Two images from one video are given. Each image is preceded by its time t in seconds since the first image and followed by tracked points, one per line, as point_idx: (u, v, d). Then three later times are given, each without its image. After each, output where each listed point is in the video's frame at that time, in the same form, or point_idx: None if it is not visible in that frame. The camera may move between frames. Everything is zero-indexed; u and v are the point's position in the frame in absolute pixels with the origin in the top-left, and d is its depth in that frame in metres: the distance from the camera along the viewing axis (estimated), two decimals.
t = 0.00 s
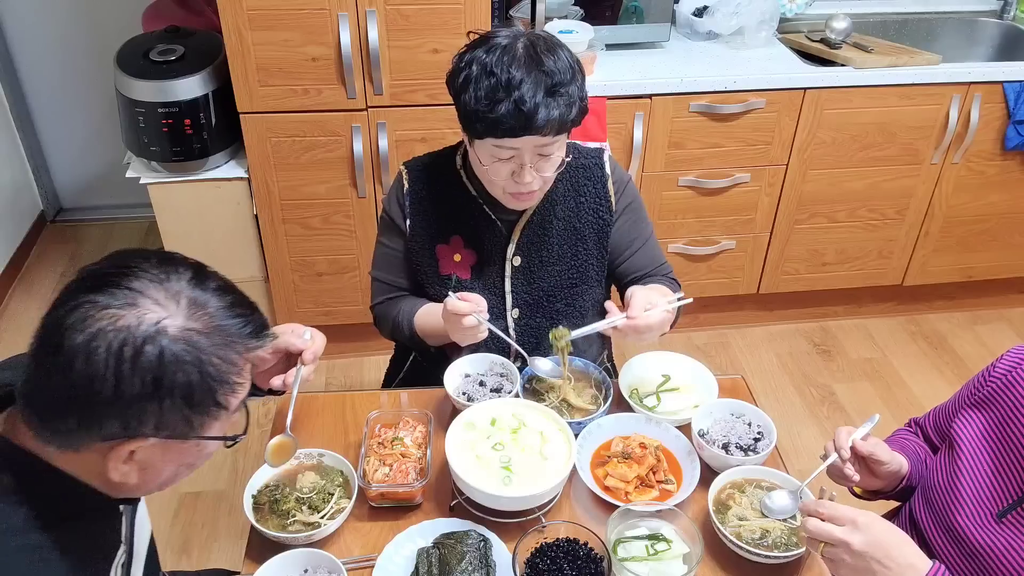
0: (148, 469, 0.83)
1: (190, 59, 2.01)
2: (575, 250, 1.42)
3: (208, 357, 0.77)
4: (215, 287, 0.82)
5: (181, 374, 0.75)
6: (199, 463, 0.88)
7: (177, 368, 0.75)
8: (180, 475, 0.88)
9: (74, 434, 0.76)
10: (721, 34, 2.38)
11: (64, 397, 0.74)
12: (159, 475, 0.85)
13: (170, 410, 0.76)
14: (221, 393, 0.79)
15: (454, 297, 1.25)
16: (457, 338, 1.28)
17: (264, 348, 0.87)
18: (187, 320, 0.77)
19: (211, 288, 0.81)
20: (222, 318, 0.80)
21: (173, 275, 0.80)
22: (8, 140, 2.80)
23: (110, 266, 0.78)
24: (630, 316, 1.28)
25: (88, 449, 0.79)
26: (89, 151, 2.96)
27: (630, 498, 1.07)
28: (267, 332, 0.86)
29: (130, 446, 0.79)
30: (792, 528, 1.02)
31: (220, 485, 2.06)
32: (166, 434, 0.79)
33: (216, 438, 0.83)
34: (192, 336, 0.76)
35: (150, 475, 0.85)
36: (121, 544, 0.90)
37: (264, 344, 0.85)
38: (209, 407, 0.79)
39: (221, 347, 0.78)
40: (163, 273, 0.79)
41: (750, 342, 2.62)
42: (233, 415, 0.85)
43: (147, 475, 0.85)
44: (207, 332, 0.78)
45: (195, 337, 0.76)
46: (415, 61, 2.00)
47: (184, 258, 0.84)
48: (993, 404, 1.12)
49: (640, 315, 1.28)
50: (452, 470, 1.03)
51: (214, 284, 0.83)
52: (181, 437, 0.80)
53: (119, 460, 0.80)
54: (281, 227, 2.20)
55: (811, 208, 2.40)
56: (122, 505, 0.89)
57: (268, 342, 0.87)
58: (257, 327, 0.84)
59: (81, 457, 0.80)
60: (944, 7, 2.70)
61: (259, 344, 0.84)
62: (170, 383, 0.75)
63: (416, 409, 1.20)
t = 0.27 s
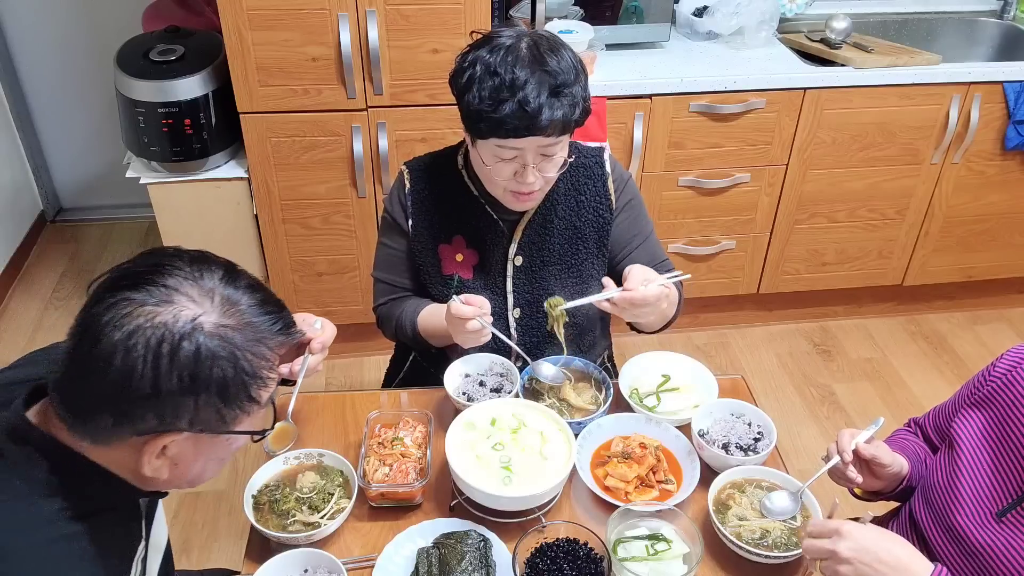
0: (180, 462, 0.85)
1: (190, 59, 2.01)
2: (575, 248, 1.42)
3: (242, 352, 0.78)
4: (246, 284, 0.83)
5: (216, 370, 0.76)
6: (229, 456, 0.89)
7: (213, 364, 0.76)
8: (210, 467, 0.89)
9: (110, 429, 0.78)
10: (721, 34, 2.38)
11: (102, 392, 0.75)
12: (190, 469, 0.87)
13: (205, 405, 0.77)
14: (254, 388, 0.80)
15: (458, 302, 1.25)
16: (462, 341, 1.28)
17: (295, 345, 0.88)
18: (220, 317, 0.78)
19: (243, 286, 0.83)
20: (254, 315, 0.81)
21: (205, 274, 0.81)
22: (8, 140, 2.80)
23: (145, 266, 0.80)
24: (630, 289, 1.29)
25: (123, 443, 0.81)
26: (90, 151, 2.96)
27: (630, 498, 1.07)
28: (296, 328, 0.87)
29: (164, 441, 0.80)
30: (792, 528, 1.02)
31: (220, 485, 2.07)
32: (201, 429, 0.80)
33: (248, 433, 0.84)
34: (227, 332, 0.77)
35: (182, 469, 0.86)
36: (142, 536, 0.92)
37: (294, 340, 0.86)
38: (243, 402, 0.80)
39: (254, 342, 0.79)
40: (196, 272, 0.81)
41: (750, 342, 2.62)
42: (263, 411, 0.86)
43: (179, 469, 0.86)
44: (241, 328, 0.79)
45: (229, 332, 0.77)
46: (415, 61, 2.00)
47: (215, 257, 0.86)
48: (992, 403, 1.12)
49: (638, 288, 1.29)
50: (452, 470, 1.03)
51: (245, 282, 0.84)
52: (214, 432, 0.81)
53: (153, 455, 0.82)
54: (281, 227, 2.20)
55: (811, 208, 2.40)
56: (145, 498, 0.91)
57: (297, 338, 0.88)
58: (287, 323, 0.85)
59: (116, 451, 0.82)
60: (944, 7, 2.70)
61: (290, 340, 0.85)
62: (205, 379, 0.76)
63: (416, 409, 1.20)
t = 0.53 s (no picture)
0: (205, 459, 0.85)
1: (190, 59, 2.01)
2: (576, 249, 1.42)
3: (262, 348, 0.79)
4: (261, 280, 0.84)
5: (237, 365, 0.77)
6: (250, 451, 0.89)
7: (234, 360, 0.77)
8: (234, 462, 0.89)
9: (133, 426, 0.79)
10: (721, 34, 2.38)
11: (125, 390, 0.76)
12: (215, 465, 0.87)
13: (227, 400, 0.78)
14: (274, 382, 0.81)
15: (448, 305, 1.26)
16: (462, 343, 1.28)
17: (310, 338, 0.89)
18: (239, 314, 0.79)
19: (258, 282, 0.83)
20: (271, 310, 0.82)
21: (221, 271, 0.81)
22: (8, 140, 2.80)
23: (162, 264, 0.80)
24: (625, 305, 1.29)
25: (146, 440, 0.81)
26: (90, 151, 2.96)
27: (630, 498, 1.07)
28: (311, 322, 0.88)
29: (187, 437, 0.81)
30: (791, 528, 1.02)
31: (220, 485, 2.06)
32: (222, 424, 0.81)
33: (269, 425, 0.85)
34: (246, 328, 0.78)
35: (206, 464, 0.87)
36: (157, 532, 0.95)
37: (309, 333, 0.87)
38: (263, 396, 0.81)
39: (273, 337, 0.80)
40: (212, 268, 0.81)
41: (750, 342, 2.62)
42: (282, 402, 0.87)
43: (203, 465, 0.87)
44: (259, 324, 0.80)
45: (249, 328, 0.78)
46: (415, 61, 2.00)
47: (228, 254, 0.86)
48: (992, 402, 1.12)
49: (634, 305, 1.29)
50: (453, 470, 1.03)
51: (260, 278, 0.84)
52: (235, 427, 0.82)
53: (177, 451, 0.82)
54: (281, 227, 2.20)
55: (811, 208, 2.40)
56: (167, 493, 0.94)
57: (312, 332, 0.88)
58: (303, 318, 0.85)
59: (139, 448, 0.83)
60: (944, 7, 2.70)
61: (306, 333, 0.86)
62: (227, 375, 0.77)
63: (416, 409, 1.20)
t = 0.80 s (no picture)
0: (222, 454, 0.86)
1: (190, 59, 2.01)
2: (576, 250, 1.42)
3: (274, 342, 0.79)
4: (270, 276, 0.84)
5: (251, 361, 0.77)
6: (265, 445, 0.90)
7: (247, 356, 0.77)
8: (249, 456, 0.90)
9: (150, 425, 0.79)
10: (721, 34, 2.38)
11: (142, 391, 0.76)
12: (230, 461, 0.88)
13: (243, 396, 0.79)
14: (287, 376, 0.81)
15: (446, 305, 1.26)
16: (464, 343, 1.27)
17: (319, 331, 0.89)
18: (250, 310, 0.79)
19: (266, 278, 0.83)
20: (281, 306, 0.82)
21: (230, 269, 0.81)
22: (8, 140, 2.80)
23: (170, 264, 0.80)
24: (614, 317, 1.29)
25: (163, 438, 0.82)
26: (90, 151, 2.95)
27: (630, 498, 1.07)
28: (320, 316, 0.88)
29: (204, 434, 0.81)
30: (791, 528, 1.02)
31: (219, 485, 2.06)
32: (238, 421, 0.81)
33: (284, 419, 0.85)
34: (258, 323, 0.78)
35: (222, 460, 0.87)
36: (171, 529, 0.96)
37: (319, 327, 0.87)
38: (278, 392, 0.81)
39: (284, 332, 0.80)
40: (220, 266, 0.81)
41: (750, 342, 2.62)
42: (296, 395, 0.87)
43: (220, 461, 0.87)
44: (271, 319, 0.80)
45: (260, 324, 0.78)
46: (415, 61, 2.00)
47: (235, 251, 0.86)
48: (992, 403, 1.12)
49: (624, 315, 1.29)
50: (453, 470, 1.03)
51: (268, 274, 0.84)
52: (251, 423, 0.82)
53: (194, 449, 0.83)
54: (281, 227, 2.20)
55: (811, 208, 2.40)
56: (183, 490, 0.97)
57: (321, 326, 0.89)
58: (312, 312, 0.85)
59: (156, 446, 0.83)
60: (944, 7, 2.70)
61: (317, 327, 0.86)
62: (241, 371, 0.77)
63: (416, 409, 1.20)
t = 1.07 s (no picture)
0: (223, 452, 0.86)
1: (190, 59, 2.01)
2: (577, 250, 1.42)
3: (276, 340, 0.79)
4: (269, 274, 0.84)
5: (253, 359, 0.77)
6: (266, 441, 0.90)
7: (249, 354, 0.77)
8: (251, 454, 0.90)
9: (152, 424, 0.79)
10: (721, 34, 2.38)
11: (144, 390, 0.76)
12: (231, 458, 0.88)
13: (246, 394, 0.79)
14: (289, 374, 0.81)
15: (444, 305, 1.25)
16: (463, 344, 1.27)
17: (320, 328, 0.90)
18: (251, 308, 0.79)
19: (266, 276, 0.83)
20: (281, 303, 0.82)
21: (229, 267, 0.81)
22: (8, 140, 2.80)
23: (170, 263, 0.80)
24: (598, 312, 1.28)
25: (165, 436, 0.82)
26: (90, 151, 2.95)
27: (629, 498, 1.07)
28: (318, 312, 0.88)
29: (206, 432, 0.81)
30: (791, 528, 1.02)
31: (220, 484, 2.06)
32: (241, 419, 0.81)
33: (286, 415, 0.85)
34: (259, 321, 0.78)
35: (223, 458, 0.87)
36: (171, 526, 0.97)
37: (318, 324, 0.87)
38: (280, 389, 0.81)
39: (285, 329, 0.80)
40: (220, 265, 0.81)
41: (750, 342, 2.62)
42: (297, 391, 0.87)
43: (221, 458, 0.88)
44: (272, 317, 0.80)
45: (262, 321, 0.78)
46: (415, 61, 2.00)
47: (233, 249, 0.86)
48: (993, 403, 1.12)
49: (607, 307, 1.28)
50: (453, 470, 1.03)
51: (267, 272, 0.84)
52: (254, 421, 0.83)
53: (195, 447, 0.83)
54: (281, 227, 2.20)
55: (811, 208, 2.40)
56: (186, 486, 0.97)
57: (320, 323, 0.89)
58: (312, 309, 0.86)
59: (158, 444, 0.84)
60: (944, 7, 2.70)
61: (316, 324, 0.86)
62: (244, 369, 0.77)
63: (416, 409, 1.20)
